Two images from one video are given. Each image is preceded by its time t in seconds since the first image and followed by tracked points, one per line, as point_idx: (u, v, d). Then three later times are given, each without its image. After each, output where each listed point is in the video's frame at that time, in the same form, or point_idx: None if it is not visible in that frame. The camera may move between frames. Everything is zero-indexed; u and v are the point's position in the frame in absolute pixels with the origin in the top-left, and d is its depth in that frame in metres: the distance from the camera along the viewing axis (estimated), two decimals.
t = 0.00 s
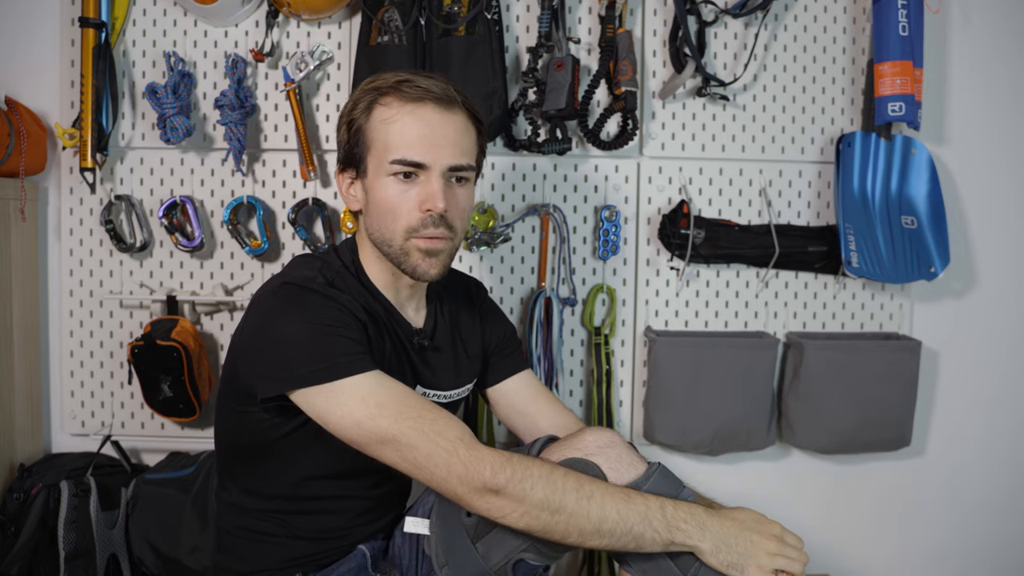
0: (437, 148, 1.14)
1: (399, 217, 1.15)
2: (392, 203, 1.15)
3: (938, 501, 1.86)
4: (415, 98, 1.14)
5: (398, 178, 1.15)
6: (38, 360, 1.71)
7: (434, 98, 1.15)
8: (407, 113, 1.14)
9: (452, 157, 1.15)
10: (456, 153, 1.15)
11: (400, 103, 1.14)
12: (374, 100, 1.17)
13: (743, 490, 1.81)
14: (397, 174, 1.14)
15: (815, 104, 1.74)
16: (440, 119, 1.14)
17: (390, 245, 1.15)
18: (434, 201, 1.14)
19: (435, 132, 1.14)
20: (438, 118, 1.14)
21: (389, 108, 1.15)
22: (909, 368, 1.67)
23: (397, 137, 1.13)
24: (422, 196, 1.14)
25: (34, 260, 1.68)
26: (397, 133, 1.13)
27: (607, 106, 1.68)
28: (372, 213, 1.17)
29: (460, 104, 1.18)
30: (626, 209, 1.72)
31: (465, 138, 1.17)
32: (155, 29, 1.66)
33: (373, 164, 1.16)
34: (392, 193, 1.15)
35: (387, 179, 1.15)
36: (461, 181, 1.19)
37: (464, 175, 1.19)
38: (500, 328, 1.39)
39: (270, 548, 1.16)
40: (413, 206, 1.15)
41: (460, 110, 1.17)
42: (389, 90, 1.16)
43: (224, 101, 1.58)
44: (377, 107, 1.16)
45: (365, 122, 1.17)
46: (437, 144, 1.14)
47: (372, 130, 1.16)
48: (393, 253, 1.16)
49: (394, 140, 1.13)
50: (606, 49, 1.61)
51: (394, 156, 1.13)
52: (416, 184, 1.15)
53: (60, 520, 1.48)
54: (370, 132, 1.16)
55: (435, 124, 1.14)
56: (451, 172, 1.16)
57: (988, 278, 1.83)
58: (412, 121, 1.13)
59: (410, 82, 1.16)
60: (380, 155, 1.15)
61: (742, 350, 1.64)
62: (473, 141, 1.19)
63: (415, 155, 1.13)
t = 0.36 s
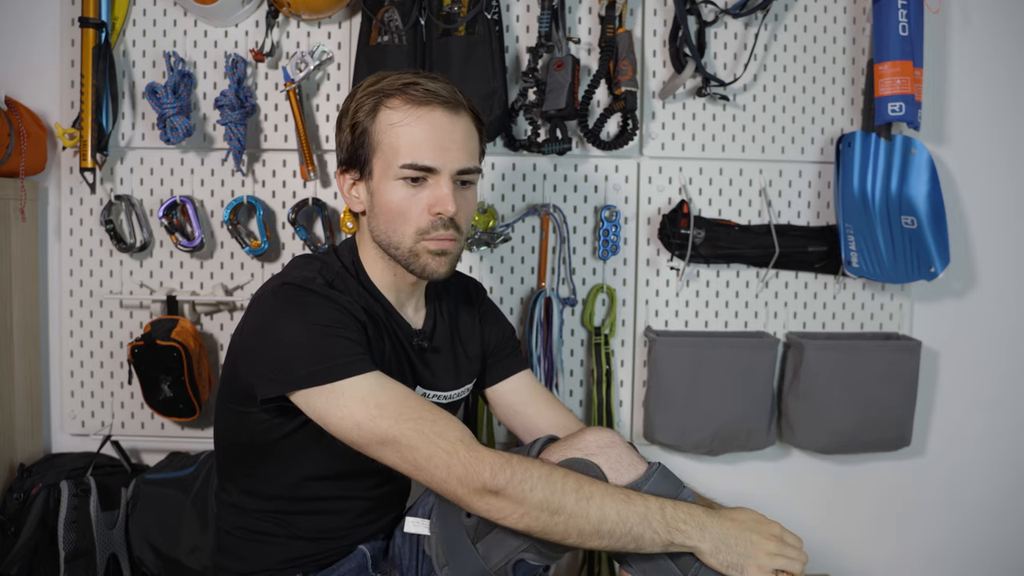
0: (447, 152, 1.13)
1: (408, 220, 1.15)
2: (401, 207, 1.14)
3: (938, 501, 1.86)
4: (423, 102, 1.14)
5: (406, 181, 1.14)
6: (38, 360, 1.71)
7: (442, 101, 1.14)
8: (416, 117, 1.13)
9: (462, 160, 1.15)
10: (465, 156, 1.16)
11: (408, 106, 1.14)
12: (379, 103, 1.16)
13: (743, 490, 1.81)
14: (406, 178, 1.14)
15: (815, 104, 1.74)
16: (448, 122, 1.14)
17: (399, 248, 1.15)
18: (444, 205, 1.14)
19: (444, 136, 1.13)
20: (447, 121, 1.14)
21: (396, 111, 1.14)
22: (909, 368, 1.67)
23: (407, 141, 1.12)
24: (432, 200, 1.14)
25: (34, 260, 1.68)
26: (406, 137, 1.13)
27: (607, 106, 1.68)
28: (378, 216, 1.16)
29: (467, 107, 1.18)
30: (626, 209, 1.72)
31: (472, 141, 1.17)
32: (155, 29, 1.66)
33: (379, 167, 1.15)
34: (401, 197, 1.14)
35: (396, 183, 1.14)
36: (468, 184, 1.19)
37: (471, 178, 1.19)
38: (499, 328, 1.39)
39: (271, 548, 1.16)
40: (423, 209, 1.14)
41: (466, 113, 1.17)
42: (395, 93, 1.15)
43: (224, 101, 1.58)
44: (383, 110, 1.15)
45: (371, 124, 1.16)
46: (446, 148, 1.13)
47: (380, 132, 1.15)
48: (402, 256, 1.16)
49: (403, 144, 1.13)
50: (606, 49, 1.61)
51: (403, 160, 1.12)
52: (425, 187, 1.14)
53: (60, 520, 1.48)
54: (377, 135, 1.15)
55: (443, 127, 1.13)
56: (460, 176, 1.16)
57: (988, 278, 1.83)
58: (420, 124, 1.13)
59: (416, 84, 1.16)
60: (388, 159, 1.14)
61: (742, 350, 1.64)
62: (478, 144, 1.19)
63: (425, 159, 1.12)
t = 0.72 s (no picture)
0: (459, 155, 1.14)
1: (418, 221, 1.15)
2: (411, 207, 1.15)
3: (938, 501, 1.86)
4: (436, 104, 1.14)
5: (417, 182, 1.14)
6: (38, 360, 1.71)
7: (454, 104, 1.15)
8: (429, 118, 1.13)
9: (473, 163, 1.16)
10: (476, 159, 1.16)
11: (422, 108, 1.14)
12: (391, 103, 1.16)
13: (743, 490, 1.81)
14: (417, 179, 1.14)
15: (815, 104, 1.74)
16: (460, 125, 1.14)
17: (408, 248, 1.16)
18: (454, 207, 1.15)
19: (457, 139, 1.14)
20: (460, 124, 1.15)
21: (409, 112, 1.14)
22: (909, 368, 1.67)
23: (420, 142, 1.13)
24: (442, 201, 1.15)
25: (34, 260, 1.68)
26: (418, 138, 1.13)
27: (608, 106, 1.68)
28: (388, 216, 1.16)
29: (478, 110, 1.19)
30: (626, 209, 1.72)
31: (482, 144, 1.18)
32: (155, 29, 1.66)
33: (390, 168, 1.15)
34: (411, 198, 1.14)
35: (407, 184, 1.14)
36: (477, 186, 1.20)
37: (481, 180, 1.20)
38: (501, 329, 1.39)
39: (270, 548, 1.16)
40: (433, 210, 1.15)
41: (477, 116, 1.18)
42: (408, 93, 1.15)
43: (224, 101, 1.58)
44: (395, 110, 1.15)
45: (383, 125, 1.16)
46: (458, 150, 1.14)
47: (391, 133, 1.15)
48: (411, 255, 1.16)
49: (415, 145, 1.13)
50: (606, 49, 1.61)
51: (416, 162, 1.13)
52: (436, 189, 1.15)
53: (60, 520, 1.48)
54: (388, 135, 1.15)
55: (455, 130, 1.14)
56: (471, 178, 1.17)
57: (988, 278, 1.83)
58: (433, 126, 1.13)
59: (429, 86, 1.16)
60: (400, 159, 1.14)
61: (742, 350, 1.64)
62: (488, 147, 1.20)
63: (438, 161, 1.13)
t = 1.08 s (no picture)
0: (466, 151, 1.14)
1: (422, 217, 1.15)
2: (416, 202, 1.14)
3: (938, 501, 1.86)
4: (446, 101, 1.15)
5: (423, 177, 1.14)
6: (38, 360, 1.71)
7: (465, 102, 1.16)
8: (438, 115, 1.14)
9: (480, 161, 1.15)
10: (483, 157, 1.16)
11: (430, 104, 1.15)
12: (404, 99, 1.17)
13: (743, 490, 1.81)
14: (422, 173, 1.14)
15: (815, 103, 1.74)
16: (470, 122, 1.15)
17: (411, 243, 1.15)
18: (458, 204, 1.14)
19: (465, 135, 1.14)
20: (468, 122, 1.15)
21: (419, 108, 1.15)
22: (909, 368, 1.67)
23: (427, 138, 1.13)
24: (447, 197, 1.14)
25: (34, 260, 1.68)
26: (426, 133, 1.13)
27: (607, 105, 1.68)
28: (393, 211, 1.16)
29: (489, 110, 1.19)
30: (626, 209, 1.72)
31: (492, 143, 1.18)
32: (155, 29, 1.66)
33: (398, 163, 1.16)
34: (417, 193, 1.14)
35: (413, 178, 1.14)
36: (484, 186, 1.19)
37: (488, 180, 1.19)
38: (502, 330, 1.40)
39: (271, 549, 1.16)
40: (437, 206, 1.14)
41: (488, 115, 1.18)
42: (421, 91, 1.16)
43: (224, 101, 1.58)
44: (406, 106, 1.16)
45: (393, 120, 1.17)
46: (467, 147, 1.14)
47: (401, 128, 1.16)
48: (414, 251, 1.16)
49: (423, 141, 1.13)
50: (606, 49, 1.61)
51: (422, 156, 1.13)
52: (441, 185, 1.15)
53: (60, 520, 1.48)
54: (398, 130, 1.16)
55: (464, 127, 1.14)
56: (477, 176, 1.17)
57: (988, 278, 1.83)
58: (443, 122, 1.13)
59: (442, 84, 1.17)
60: (408, 154, 1.14)
61: (742, 350, 1.64)
62: (499, 147, 1.20)
63: (444, 157, 1.13)
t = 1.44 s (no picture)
0: (424, 144, 1.14)
1: (391, 215, 1.15)
2: (383, 201, 1.15)
3: (938, 501, 1.86)
4: (405, 95, 1.15)
5: (386, 175, 1.15)
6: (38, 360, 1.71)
7: (423, 94, 1.15)
8: (396, 109, 1.14)
9: (441, 152, 1.15)
10: (445, 148, 1.15)
11: (389, 99, 1.15)
12: (366, 98, 1.18)
13: (743, 490, 1.81)
14: (386, 171, 1.15)
15: (815, 104, 1.74)
16: (428, 115, 1.14)
17: (383, 243, 1.16)
18: (424, 198, 1.14)
19: (424, 129, 1.14)
20: (428, 114, 1.14)
21: (379, 105, 1.16)
22: (909, 368, 1.67)
23: (386, 133, 1.14)
24: (413, 193, 1.14)
25: (34, 260, 1.68)
26: (386, 130, 1.14)
27: (607, 106, 1.68)
28: (364, 211, 1.18)
29: (452, 99, 1.18)
30: (626, 209, 1.72)
31: (457, 134, 1.17)
32: (155, 29, 1.66)
33: (364, 162, 1.17)
34: (384, 191, 1.15)
35: (377, 176, 1.15)
36: (453, 178, 1.19)
37: (456, 171, 1.18)
38: (499, 329, 1.40)
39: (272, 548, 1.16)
40: (404, 203, 1.14)
41: (452, 105, 1.17)
42: (380, 89, 1.17)
43: (224, 101, 1.58)
44: (368, 106, 1.17)
45: (357, 120, 1.19)
46: (426, 140, 1.14)
47: (363, 127, 1.17)
48: (385, 250, 1.16)
49: (383, 137, 1.14)
50: (606, 49, 1.61)
51: (381, 153, 1.14)
52: (405, 180, 1.15)
53: (60, 520, 1.48)
54: (362, 130, 1.17)
55: (423, 120, 1.14)
56: (441, 168, 1.16)
57: (988, 278, 1.83)
58: (401, 117, 1.14)
59: (401, 80, 1.17)
60: (369, 152, 1.15)
61: (742, 350, 1.64)
62: (467, 137, 1.19)
63: (402, 152, 1.13)
